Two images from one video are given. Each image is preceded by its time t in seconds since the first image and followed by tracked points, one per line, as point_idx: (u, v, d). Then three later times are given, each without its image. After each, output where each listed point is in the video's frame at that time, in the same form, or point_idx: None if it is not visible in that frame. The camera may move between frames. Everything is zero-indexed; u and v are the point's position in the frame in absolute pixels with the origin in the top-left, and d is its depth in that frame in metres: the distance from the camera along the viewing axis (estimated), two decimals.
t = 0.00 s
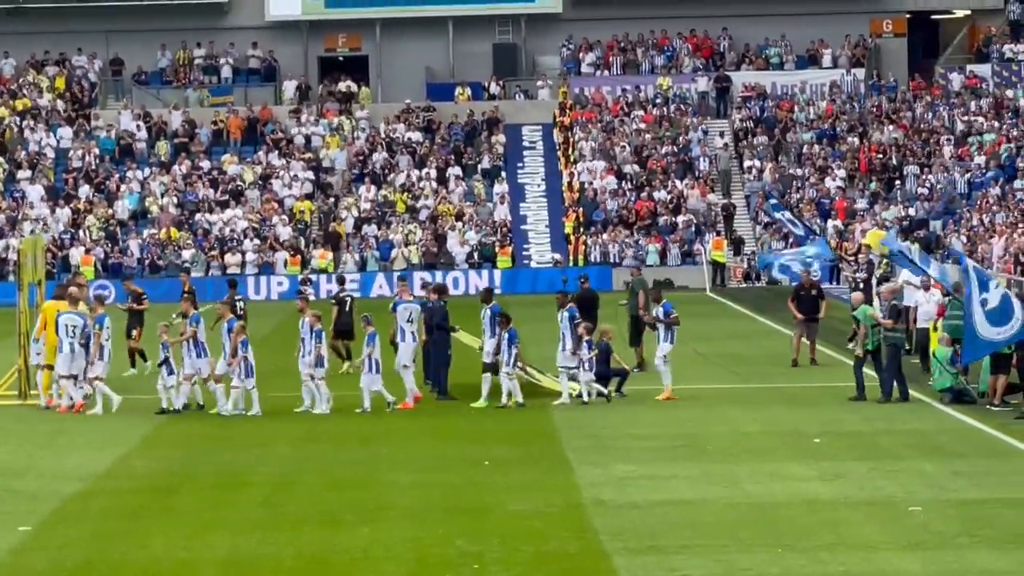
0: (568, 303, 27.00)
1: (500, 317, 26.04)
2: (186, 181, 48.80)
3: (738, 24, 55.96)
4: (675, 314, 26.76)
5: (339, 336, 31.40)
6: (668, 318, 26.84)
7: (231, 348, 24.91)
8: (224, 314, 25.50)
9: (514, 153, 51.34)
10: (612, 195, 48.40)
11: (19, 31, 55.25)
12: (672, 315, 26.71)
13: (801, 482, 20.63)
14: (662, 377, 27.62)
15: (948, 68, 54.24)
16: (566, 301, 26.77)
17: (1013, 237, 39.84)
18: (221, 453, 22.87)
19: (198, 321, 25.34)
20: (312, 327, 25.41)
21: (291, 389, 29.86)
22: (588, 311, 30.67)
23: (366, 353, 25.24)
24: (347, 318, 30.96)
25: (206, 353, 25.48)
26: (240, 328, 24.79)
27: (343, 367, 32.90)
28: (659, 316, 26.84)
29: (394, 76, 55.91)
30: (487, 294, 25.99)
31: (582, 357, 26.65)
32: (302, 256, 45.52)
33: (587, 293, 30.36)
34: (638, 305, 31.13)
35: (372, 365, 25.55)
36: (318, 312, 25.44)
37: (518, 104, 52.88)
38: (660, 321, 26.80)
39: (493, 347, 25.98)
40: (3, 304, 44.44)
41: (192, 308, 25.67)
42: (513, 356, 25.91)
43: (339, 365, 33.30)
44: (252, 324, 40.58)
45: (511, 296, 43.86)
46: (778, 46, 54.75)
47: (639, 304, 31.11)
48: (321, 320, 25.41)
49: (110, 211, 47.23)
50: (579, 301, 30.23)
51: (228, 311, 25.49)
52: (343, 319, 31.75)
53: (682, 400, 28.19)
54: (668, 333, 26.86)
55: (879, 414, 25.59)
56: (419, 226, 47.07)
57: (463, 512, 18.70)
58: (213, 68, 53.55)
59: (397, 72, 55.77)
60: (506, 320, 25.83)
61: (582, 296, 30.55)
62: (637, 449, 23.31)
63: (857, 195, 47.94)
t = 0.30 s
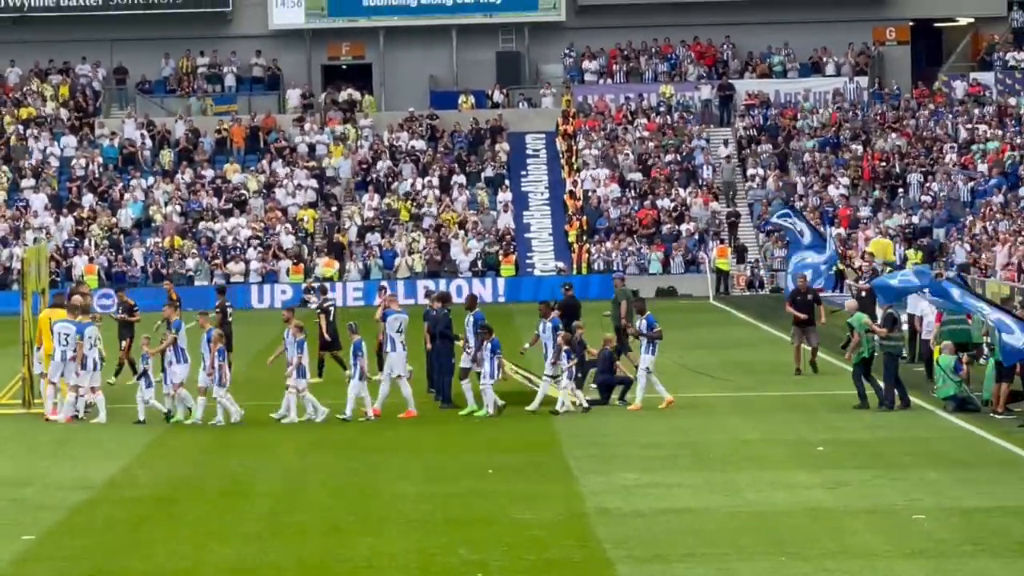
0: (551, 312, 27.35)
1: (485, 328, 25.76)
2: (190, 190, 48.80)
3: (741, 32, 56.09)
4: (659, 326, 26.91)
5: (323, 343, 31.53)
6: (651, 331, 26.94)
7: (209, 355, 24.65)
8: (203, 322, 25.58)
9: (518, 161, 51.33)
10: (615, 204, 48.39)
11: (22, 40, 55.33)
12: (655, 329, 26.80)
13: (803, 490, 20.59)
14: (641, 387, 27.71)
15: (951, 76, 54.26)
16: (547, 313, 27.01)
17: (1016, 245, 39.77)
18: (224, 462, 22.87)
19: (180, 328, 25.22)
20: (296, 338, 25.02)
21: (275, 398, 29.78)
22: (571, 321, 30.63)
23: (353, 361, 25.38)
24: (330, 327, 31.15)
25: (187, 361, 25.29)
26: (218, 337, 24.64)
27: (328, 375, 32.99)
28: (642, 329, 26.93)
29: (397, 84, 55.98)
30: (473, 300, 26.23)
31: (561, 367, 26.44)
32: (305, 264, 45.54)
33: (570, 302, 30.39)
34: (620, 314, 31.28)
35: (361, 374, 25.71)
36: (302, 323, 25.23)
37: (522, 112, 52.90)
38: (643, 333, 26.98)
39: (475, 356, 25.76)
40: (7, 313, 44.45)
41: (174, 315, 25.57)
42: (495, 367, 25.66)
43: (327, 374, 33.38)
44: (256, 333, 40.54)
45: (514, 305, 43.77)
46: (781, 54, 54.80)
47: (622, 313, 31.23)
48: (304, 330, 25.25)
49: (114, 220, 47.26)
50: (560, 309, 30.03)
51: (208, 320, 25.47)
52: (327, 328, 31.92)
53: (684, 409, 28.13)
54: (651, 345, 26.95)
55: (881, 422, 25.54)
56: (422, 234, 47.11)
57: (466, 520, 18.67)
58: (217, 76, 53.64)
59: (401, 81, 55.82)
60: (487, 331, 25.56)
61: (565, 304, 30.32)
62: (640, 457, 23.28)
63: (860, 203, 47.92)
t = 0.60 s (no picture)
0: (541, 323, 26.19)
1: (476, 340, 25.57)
2: (204, 202, 48.84)
3: (754, 43, 56.10)
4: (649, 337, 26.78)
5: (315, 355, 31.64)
6: (641, 342, 26.78)
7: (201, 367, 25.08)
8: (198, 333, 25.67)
9: (531, 173, 51.32)
10: (628, 215, 48.32)
11: (37, 53, 55.50)
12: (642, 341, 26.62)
13: (818, 502, 20.50)
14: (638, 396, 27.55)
15: (965, 87, 54.17)
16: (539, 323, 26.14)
17: None
18: (236, 474, 22.82)
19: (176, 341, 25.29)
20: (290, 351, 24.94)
21: (267, 410, 29.80)
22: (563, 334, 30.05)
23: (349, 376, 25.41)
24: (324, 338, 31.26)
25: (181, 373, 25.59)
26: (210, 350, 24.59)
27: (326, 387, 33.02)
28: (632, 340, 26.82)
29: (411, 96, 56.09)
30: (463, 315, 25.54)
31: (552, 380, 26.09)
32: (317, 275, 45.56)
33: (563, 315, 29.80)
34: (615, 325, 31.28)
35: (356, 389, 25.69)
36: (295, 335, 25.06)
37: (536, 124, 52.96)
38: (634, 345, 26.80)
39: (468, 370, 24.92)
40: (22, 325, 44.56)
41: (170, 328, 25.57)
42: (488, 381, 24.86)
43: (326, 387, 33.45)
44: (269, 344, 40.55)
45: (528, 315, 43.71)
46: (795, 65, 54.76)
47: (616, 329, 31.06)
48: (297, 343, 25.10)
49: (127, 232, 47.31)
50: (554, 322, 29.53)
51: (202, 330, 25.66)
52: (322, 339, 32.03)
53: (698, 421, 28.05)
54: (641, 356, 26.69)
55: (896, 434, 25.43)
56: (436, 245, 47.13)
57: (480, 533, 18.62)
58: (231, 88, 53.79)
59: (414, 93, 55.96)
60: (479, 343, 24.76)
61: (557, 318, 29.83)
62: (654, 469, 23.19)
63: (874, 214, 47.81)
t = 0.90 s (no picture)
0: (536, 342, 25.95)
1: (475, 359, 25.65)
2: (223, 219, 48.81)
3: (774, 59, 56.06)
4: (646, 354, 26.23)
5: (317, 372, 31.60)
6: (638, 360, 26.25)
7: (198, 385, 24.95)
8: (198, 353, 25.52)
9: (550, 189, 51.25)
10: (647, 232, 48.19)
11: (56, 71, 55.62)
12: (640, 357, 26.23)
13: (839, 518, 20.33)
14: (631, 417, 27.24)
15: (986, 103, 54.04)
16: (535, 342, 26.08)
17: None
18: (257, 492, 22.70)
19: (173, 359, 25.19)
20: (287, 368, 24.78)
21: (266, 428, 29.79)
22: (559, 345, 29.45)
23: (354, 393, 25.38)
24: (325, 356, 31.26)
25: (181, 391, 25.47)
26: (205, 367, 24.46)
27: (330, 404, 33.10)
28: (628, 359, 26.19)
29: (430, 112, 55.98)
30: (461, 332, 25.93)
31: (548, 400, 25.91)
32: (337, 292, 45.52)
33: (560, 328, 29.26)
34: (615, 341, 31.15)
35: (360, 405, 25.60)
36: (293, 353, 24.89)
37: (555, 140, 52.93)
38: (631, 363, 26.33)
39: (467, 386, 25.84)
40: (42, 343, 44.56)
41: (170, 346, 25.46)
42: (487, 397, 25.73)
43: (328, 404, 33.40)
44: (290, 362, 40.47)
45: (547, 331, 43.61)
46: (815, 81, 54.68)
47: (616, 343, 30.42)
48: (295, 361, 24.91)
49: (146, 249, 47.27)
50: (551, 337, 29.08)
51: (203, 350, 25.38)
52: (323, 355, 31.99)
53: (718, 438, 27.88)
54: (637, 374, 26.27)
55: (918, 450, 25.25)
56: (456, 262, 47.05)
57: (499, 550, 18.48)
58: (250, 105, 53.87)
59: (434, 110, 55.93)
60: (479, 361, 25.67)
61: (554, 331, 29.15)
62: (674, 486, 23.03)
63: (895, 230, 47.63)
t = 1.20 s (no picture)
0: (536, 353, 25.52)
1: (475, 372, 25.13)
2: (243, 233, 48.81)
3: (795, 71, 56.02)
4: (646, 367, 26.30)
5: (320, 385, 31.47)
6: (638, 371, 26.28)
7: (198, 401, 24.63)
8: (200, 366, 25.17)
9: (570, 202, 51.23)
10: (668, 245, 48.14)
11: (78, 84, 55.79)
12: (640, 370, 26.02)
13: (860, 531, 20.27)
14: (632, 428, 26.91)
15: (1006, 116, 54.00)
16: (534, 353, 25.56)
17: None
18: (275, 504, 22.61)
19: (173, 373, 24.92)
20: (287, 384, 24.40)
21: (263, 441, 29.62)
22: (560, 362, 29.65)
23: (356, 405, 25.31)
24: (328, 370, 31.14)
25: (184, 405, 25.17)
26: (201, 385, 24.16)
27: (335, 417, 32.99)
28: (629, 370, 26.29)
29: (451, 125, 56.05)
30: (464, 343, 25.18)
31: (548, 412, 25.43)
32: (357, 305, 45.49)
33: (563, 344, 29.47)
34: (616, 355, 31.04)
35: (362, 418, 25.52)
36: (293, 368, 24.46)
37: (576, 152, 52.98)
38: (631, 374, 26.34)
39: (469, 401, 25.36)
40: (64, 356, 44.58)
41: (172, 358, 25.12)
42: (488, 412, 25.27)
43: (330, 417, 33.27)
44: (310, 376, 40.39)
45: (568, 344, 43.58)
46: (835, 94, 54.67)
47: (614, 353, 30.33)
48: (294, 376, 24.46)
49: (167, 262, 47.26)
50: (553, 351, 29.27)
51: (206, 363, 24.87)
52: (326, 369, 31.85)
53: (739, 451, 27.78)
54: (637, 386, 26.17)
55: (939, 463, 25.16)
56: (476, 274, 46.96)
57: (519, 563, 18.37)
58: (271, 118, 53.95)
59: (455, 123, 55.97)
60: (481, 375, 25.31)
61: (556, 347, 29.43)
62: (694, 499, 22.95)
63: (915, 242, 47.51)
